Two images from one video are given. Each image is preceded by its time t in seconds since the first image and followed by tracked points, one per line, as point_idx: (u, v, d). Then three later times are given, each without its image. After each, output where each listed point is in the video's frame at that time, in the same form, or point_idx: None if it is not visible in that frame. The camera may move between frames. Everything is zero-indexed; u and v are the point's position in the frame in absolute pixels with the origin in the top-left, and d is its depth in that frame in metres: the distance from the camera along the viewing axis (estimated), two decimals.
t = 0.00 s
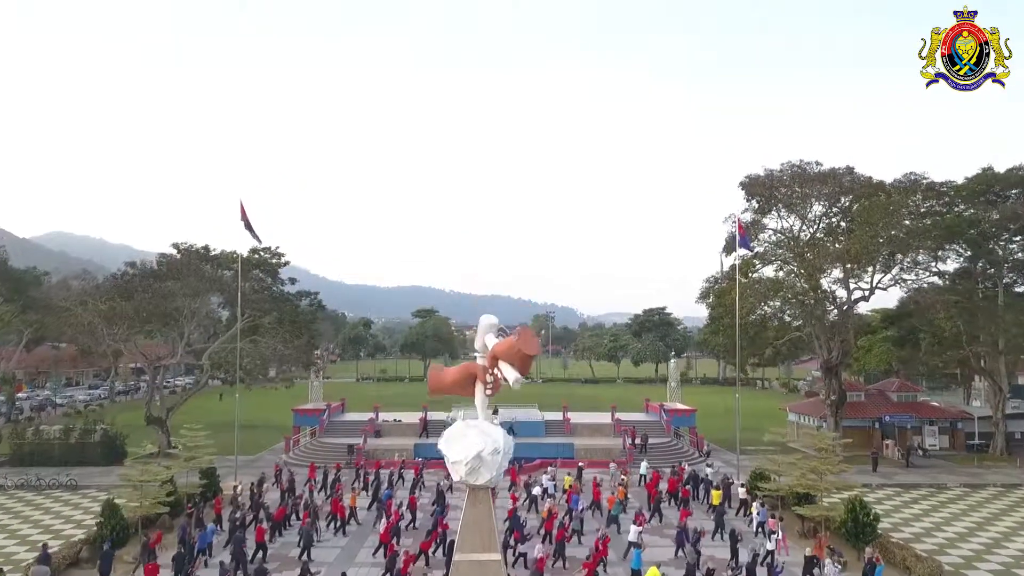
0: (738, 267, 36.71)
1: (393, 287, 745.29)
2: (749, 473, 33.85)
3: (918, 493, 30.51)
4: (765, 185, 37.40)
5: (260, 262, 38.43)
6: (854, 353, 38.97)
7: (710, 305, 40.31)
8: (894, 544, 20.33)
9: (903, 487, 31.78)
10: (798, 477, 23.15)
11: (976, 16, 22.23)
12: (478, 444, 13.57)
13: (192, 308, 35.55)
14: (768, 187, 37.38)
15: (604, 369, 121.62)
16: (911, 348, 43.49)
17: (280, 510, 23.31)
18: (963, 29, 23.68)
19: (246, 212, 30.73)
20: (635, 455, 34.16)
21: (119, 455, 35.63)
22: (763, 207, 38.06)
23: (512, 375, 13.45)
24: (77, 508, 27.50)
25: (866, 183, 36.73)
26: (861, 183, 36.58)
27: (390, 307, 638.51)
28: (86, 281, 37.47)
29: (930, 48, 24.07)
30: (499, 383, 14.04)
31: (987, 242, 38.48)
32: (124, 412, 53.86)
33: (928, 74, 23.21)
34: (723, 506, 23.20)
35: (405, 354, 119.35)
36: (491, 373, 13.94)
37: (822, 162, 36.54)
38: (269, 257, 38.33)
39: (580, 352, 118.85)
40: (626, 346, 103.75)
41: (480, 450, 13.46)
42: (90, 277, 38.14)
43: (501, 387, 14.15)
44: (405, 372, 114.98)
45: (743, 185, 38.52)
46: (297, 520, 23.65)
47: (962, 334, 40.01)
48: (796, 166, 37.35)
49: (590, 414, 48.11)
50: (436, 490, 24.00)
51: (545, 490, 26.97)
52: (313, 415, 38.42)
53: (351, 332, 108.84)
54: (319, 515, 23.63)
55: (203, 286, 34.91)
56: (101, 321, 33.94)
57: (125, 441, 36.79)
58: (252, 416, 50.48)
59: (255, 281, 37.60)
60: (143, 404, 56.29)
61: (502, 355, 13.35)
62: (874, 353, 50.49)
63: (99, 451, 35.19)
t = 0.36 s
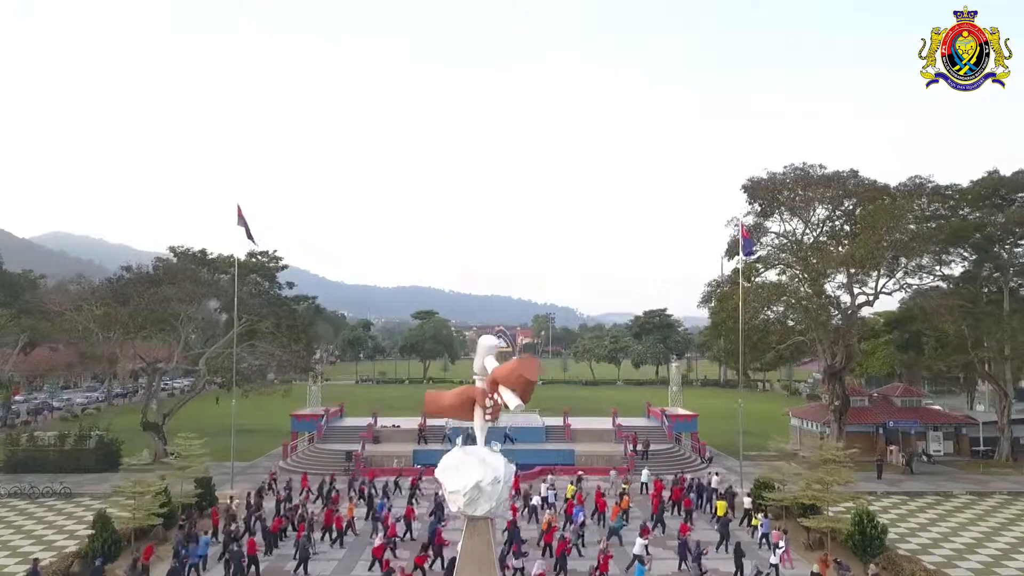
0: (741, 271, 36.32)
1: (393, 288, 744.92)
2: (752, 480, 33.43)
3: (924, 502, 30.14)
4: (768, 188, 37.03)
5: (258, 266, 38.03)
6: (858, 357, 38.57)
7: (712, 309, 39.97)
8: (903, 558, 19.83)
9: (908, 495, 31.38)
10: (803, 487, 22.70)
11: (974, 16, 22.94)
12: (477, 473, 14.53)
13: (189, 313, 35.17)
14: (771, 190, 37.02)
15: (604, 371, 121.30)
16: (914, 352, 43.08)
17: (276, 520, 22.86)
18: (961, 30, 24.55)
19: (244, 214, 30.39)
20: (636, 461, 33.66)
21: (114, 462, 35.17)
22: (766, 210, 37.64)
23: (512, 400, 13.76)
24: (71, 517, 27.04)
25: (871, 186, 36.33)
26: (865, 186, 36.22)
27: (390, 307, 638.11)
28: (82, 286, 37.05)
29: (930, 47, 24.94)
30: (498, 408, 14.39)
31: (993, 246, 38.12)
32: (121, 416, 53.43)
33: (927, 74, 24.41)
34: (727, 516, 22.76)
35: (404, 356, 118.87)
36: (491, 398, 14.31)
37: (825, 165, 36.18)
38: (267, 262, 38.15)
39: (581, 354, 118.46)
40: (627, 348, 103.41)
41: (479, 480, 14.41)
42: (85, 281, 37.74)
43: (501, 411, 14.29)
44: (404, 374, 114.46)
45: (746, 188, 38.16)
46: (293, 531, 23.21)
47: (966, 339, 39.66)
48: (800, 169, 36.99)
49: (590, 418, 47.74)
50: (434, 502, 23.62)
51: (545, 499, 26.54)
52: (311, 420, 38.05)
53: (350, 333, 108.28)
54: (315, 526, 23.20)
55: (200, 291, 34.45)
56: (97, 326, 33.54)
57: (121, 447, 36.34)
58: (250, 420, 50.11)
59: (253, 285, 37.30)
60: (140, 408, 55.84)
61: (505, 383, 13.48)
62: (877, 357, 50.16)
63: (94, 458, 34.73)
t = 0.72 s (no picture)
0: (745, 257, 35.82)
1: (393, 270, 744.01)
2: (754, 469, 33.16)
3: (928, 491, 29.93)
4: (773, 173, 36.38)
5: (255, 252, 37.57)
6: (862, 344, 38.16)
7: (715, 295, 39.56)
8: (909, 552, 19.45)
9: (911, 485, 31.06)
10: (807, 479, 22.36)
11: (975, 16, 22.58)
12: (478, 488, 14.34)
13: (186, 300, 34.75)
14: (775, 175, 36.39)
15: (604, 355, 121.17)
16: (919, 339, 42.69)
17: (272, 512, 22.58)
18: (962, 30, 24.05)
19: (242, 201, 29.88)
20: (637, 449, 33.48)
21: (112, 449, 34.93)
22: (770, 195, 37.00)
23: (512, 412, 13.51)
24: (68, 506, 26.81)
25: (877, 171, 35.71)
26: (872, 171, 35.60)
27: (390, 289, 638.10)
28: (76, 272, 36.56)
29: (929, 48, 24.52)
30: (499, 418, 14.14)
31: (1000, 232, 37.58)
32: (120, 401, 53.25)
33: (927, 75, 24.43)
34: (730, 508, 22.45)
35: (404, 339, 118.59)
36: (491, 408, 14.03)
37: (831, 150, 35.54)
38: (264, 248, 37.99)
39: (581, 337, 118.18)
40: (628, 331, 103.14)
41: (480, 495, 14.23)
42: (80, 267, 37.24)
43: (502, 421, 14.28)
44: (404, 357, 114.23)
45: (750, 173, 37.52)
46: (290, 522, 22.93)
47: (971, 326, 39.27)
48: (805, 154, 36.36)
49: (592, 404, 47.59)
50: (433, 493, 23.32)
51: (545, 490, 26.22)
52: (310, 407, 37.78)
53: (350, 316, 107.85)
54: (313, 518, 22.92)
55: (197, 278, 34.06)
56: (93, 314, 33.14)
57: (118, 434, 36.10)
58: (249, 405, 49.88)
59: (251, 270, 36.89)
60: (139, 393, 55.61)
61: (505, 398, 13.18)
62: (880, 342, 49.78)
63: (92, 445, 34.49)
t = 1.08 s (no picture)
0: (750, 218, 35.20)
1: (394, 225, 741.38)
2: (756, 431, 33.08)
3: (929, 454, 29.96)
4: (780, 131, 35.43)
5: (253, 213, 37.14)
6: (867, 305, 37.79)
7: (718, 256, 39.09)
8: (912, 519, 19.30)
9: (914, 448, 30.97)
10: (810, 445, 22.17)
11: (975, 17, 23.97)
12: (477, 482, 11.82)
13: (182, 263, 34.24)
14: (782, 133, 35.45)
15: (606, 312, 121.17)
16: (925, 299, 42.24)
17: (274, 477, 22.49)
18: (961, 31, 25.56)
19: (238, 161, 29.13)
20: (639, 410, 33.48)
21: (113, 410, 34.95)
22: (776, 153, 36.12)
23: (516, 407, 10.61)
24: (68, 468, 26.78)
25: (888, 130, 34.81)
26: (882, 130, 34.71)
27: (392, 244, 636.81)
28: (71, 233, 36.06)
29: (930, 48, 25.82)
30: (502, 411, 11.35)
31: (1011, 192, 36.78)
32: (122, 360, 53.34)
33: (929, 74, 26.13)
34: (733, 475, 22.38)
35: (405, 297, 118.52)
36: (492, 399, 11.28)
37: (841, 108, 34.58)
38: (261, 208, 37.81)
39: (583, 294, 118.10)
40: (629, 288, 102.96)
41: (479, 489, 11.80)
42: (75, 228, 36.69)
43: (504, 412, 11.36)
44: (405, 314, 114.35)
45: (756, 131, 36.59)
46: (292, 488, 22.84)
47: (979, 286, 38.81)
48: (813, 111, 35.39)
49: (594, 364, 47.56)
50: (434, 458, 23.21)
51: (546, 454, 26.13)
52: (311, 368, 37.69)
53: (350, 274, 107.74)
54: (314, 482, 22.83)
55: (193, 242, 33.35)
56: (90, 276, 32.80)
57: (119, 395, 36.08)
58: (251, 364, 49.96)
59: (249, 232, 36.44)
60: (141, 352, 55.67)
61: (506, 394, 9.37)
62: (884, 302, 49.43)
63: (92, 406, 34.49)
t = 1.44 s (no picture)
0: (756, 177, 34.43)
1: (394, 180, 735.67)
2: (758, 393, 32.95)
3: (932, 417, 29.86)
4: (788, 88, 34.43)
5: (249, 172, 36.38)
6: (872, 266, 37.29)
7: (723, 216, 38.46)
8: (915, 487, 19.15)
9: (916, 412, 30.82)
10: (814, 412, 21.99)
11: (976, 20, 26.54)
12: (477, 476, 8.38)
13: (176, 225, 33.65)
14: (790, 90, 34.46)
15: (608, 269, 120.86)
16: (931, 260, 41.73)
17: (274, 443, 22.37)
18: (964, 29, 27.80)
19: (231, 120, 28.34)
20: (640, 372, 33.36)
21: (113, 371, 34.92)
22: (783, 111, 35.17)
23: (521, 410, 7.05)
24: (68, 431, 26.70)
25: (899, 87, 33.75)
26: (893, 87, 33.68)
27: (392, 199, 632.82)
28: (64, 193, 35.42)
29: (931, 47, 29.28)
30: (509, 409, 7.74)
31: None
32: (123, 320, 53.24)
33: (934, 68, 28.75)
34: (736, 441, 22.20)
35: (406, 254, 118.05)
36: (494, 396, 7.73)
37: (852, 64, 33.49)
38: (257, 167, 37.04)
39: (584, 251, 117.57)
40: (631, 245, 102.40)
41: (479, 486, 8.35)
42: (68, 188, 36.04)
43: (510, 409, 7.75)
44: (406, 271, 114.06)
45: (764, 88, 35.57)
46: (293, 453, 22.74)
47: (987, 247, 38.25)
48: (822, 67, 34.29)
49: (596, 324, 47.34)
50: (435, 422, 23.08)
51: (548, 417, 26.01)
52: (311, 329, 37.50)
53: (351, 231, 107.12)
54: (315, 448, 22.72)
55: (189, 202, 32.76)
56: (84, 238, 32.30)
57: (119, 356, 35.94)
58: (252, 323, 49.84)
59: (244, 191, 35.75)
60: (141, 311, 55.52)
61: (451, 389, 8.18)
62: (889, 262, 48.93)
63: (92, 367, 34.38)
